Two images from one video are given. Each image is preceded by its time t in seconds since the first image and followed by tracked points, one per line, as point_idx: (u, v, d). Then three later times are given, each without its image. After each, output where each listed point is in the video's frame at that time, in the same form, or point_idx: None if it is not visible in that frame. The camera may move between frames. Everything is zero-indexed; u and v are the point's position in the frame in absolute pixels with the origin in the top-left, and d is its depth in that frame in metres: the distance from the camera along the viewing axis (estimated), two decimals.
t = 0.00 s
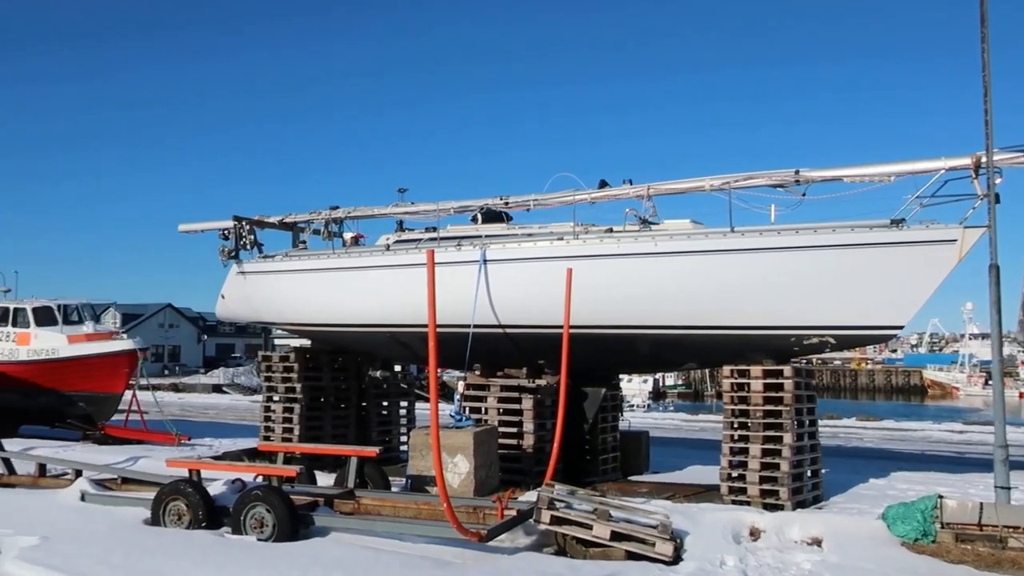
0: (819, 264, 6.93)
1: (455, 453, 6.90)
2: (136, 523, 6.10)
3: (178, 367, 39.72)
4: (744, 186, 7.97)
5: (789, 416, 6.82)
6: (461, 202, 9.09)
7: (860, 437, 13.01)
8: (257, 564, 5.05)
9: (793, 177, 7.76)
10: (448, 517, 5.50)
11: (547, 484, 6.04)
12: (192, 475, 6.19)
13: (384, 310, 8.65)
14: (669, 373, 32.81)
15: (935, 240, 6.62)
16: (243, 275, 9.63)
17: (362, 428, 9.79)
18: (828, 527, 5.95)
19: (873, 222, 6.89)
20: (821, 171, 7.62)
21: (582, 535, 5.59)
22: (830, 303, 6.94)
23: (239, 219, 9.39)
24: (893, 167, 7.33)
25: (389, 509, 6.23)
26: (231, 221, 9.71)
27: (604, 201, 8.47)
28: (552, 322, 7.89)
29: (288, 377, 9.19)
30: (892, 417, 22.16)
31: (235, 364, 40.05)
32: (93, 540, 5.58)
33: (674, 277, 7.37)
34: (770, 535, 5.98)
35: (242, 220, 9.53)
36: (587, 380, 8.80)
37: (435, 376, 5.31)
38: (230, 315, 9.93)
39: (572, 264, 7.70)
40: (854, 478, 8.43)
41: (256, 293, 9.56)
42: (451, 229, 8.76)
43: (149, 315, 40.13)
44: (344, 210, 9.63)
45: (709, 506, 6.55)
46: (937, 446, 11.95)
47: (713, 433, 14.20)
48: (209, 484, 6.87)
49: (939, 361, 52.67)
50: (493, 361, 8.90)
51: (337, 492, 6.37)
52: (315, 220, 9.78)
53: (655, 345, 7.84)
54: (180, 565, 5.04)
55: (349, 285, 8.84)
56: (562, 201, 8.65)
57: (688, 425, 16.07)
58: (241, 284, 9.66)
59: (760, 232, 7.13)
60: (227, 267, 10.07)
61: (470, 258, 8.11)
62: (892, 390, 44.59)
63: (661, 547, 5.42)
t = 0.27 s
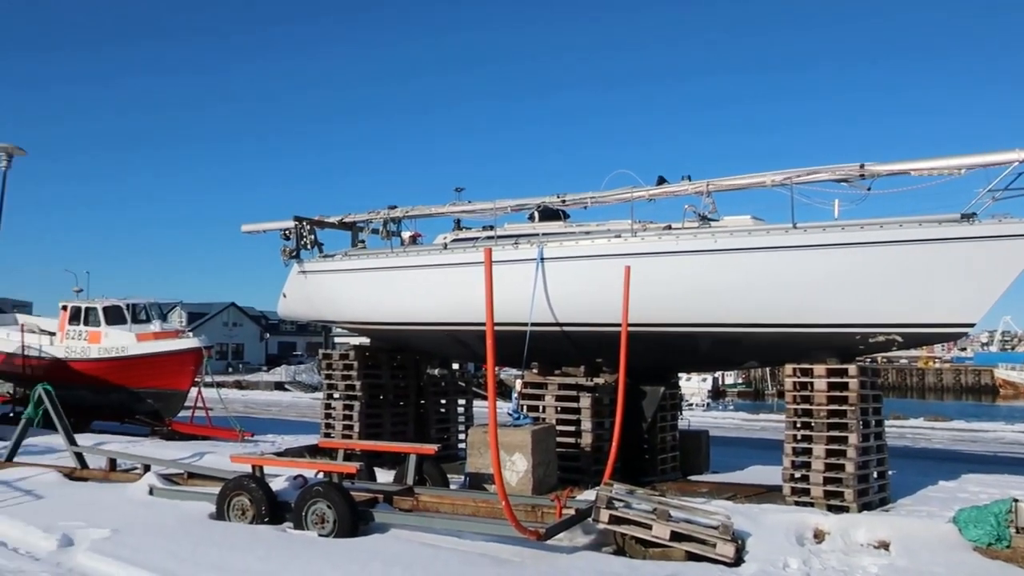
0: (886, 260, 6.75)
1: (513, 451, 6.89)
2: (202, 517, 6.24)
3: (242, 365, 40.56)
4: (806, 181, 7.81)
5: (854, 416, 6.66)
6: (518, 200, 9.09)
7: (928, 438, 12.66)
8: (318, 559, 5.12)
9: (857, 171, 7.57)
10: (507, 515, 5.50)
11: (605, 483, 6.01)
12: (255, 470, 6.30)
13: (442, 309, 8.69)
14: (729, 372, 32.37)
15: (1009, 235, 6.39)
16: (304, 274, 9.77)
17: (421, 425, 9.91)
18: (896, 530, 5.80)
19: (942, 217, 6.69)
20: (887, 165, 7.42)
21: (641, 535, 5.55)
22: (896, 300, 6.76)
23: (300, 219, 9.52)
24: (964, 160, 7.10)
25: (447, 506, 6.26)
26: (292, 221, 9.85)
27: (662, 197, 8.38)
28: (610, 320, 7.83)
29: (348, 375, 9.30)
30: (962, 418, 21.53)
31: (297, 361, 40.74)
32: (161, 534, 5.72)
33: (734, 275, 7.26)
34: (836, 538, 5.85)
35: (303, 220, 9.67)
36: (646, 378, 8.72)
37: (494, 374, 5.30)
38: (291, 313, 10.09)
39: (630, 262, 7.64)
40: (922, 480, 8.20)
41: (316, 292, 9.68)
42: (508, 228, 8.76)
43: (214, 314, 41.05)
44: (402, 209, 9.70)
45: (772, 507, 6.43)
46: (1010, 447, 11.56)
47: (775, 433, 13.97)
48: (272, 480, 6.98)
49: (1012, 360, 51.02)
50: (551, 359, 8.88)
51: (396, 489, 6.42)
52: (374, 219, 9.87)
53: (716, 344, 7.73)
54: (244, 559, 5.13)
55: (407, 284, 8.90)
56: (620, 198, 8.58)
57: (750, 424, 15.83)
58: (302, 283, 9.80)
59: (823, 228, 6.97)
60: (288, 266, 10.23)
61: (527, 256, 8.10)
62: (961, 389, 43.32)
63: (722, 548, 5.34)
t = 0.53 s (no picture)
0: (947, 254, 6.58)
1: (564, 447, 6.87)
2: (258, 510, 6.35)
3: (296, 361, 41.19)
4: (863, 173, 7.65)
5: (913, 413, 6.51)
6: (568, 195, 9.06)
7: (992, 437, 12.32)
8: (371, 554, 5.16)
9: (917, 163, 7.39)
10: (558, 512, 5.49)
11: (658, 480, 5.96)
12: (310, 464, 6.38)
13: (493, 305, 8.71)
14: (783, 369, 31.91)
15: None
16: (356, 271, 9.87)
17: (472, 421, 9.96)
18: (959, 531, 5.64)
19: (1006, 209, 6.49)
20: (948, 156, 7.22)
21: (694, 533, 5.49)
22: (958, 294, 6.59)
23: (352, 216, 9.62)
24: None
25: (499, 502, 6.27)
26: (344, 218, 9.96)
27: (715, 192, 8.28)
28: (662, 316, 7.76)
29: (400, 371, 9.36)
30: None
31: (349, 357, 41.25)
32: (218, 526, 5.84)
33: (789, 270, 7.14)
34: (895, 538, 5.72)
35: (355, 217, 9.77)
36: (698, 374, 8.63)
37: (545, 370, 5.28)
38: (344, 310, 10.20)
39: (682, 257, 7.56)
40: (985, 479, 7.99)
41: (368, 288, 9.77)
42: (558, 223, 8.73)
43: (269, 311, 41.75)
44: (453, 205, 9.74)
45: (828, 506, 6.32)
46: None
47: (831, 431, 13.73)
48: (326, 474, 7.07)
49: None
50: (602, 355, 8.84)
51: (448, 484, 6.45)
52: (425, 216, 9.92)
53: (770, 339, 7.62)
54: (299, 552, 5.20)
55: (458, 280, 8.94)
56: (672, 192, 8.50)
57: (805, 421, 15.59)
58: (354, 279, 9.89)
59: (881, 221, 6.82)
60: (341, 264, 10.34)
61: (578, 252, 8.08)
62: None
63: (777, 547, 5.26)
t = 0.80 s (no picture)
0: (996, 249, 6.44)
1: (604, 444, 6.86)
2: (300, 505, 6.42)
3: (337, 358, 41.60)
4: (909, 167, 7.51)
5: (961, 412, 6.37)
6: (607, 191, 9.02)
7: None
8: (411, 549, 5.19)
9: (965, 156, 7.23)
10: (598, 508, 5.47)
11: (698, 478, 5.91)
12: (350, 460, 6.44)
13: (532, 302, 8.70)
14: (826, 366, 31.50)
15: None
16: (396, 268, 9.92)
17: (511, 418, 9.99)
18: (1009, 532, 5.52)
19: None
20: (997, 149, 7.06)
21: (736, 531, 5.43)
22: (1008, 290, 6.44)
23: (391, 214, 9.68)
24: None
25: (538, 498, 6.26)
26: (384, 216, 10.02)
27: (756, 187, 8.19)
28: (702, 312, 7.70)
29: (439, 367, 9.41)
30: None
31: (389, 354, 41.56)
32: (261, 520, 5.92)
33: (832, 266, 7.04)
34: (942, 539, 5.61)
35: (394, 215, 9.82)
36: (739, 372, 8.55)
37: (585, 367, 5.25)
38: (384, 307, 10.26)
39: (722, 252, 7.50)
40: None
41: (408, 285, 9.82)
42: (598, 220, 8.70)
43: (310, 308, 42.22)
44: (491, 202, 9.75)
45: (873, 505, 6.22)
46: None
47: (875, 429, 13.52)
48: (366, 469, 7.13)
49: None
50: (642, 351, 8.79)
51: (487, 480, 6.46)
52: (463, 213, 9.95)
53: (813, 336, 7.52)
54: (340, 547, 5.25)
55: (497, 277, 8.96)
56: (712, 188, 8.42)
57: (847, 419, 15.38)
58: (394, 276, 9.95)
59: (928, 216, 6.69)
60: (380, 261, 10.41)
61: (617, 248, 8.04)
62: None
63: (821, 546, 5.19)
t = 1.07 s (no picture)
0: None
1: (662, 439, 6.81)
2: (361, 496, 6.51)
3: (395, 351, 42.06)
4: (977, 156, 7.29)
5: None
6: (664, 184, 8.94)
7: None
8: (470, 541, 5.23)
9: None
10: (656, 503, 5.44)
11: (759, 474, 5.84)
12: (410, 453, 6.51)
13: (588, 296, 8.68)
14: (890, 361, 30.82)
15: None
16: (452, 263, 9.98)
17: (569, 411, 9.99)
18: None
19: None
20: None
21: (798, 528, 5.35)
22: None
23: (448, 208, 9.74)
24: None
25: (596, 492, 6.25)
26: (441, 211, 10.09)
27: (817, 177, 8.03)
28: (763, 305, 7.59)
29: (496, 361, 9.44)
30: None
31: (446, 348, 41.88)
32: (323, 510, 6.02)
33: (897, 258, 6.87)
34: (1014, 538, 5.45)
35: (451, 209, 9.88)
36: (800, 366, 8.42)
37: (642, 361, 5.21)
38: (441, 301, 10.34)
39: (783, 245, 7.38)
40: None
41: (465, 280, 9.87)
42: (655, 213, 8.63)
43: (368, 302, 42.76)
44: (547, 196, 9.74)
45: (940, 503, 6.07)
46: None
47: (942, 425, 13.18)
48: (425, 462, 7.20)
49: None
50: (700, 345, 8.71)
51: (545, 474, 6.47)
52: (519, 207, 9.96)
53: (877, 329, 7.36)
54: (400, 538, 5.31)
55: (553, 270, 8.95)
56: (772, 179, 8.29)
57: (913, 415, 15.03)
58: (451, 271, 10.01)
59: (998, 206, 6.49)
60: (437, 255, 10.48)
61: (675, 242, 7.97)
62: None
63: (886, 545, 5.09)
